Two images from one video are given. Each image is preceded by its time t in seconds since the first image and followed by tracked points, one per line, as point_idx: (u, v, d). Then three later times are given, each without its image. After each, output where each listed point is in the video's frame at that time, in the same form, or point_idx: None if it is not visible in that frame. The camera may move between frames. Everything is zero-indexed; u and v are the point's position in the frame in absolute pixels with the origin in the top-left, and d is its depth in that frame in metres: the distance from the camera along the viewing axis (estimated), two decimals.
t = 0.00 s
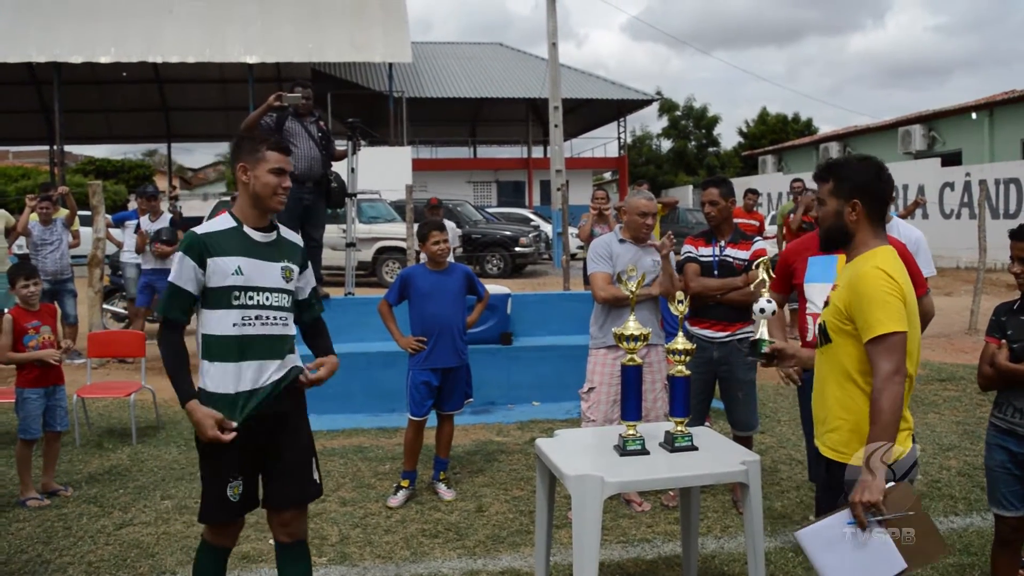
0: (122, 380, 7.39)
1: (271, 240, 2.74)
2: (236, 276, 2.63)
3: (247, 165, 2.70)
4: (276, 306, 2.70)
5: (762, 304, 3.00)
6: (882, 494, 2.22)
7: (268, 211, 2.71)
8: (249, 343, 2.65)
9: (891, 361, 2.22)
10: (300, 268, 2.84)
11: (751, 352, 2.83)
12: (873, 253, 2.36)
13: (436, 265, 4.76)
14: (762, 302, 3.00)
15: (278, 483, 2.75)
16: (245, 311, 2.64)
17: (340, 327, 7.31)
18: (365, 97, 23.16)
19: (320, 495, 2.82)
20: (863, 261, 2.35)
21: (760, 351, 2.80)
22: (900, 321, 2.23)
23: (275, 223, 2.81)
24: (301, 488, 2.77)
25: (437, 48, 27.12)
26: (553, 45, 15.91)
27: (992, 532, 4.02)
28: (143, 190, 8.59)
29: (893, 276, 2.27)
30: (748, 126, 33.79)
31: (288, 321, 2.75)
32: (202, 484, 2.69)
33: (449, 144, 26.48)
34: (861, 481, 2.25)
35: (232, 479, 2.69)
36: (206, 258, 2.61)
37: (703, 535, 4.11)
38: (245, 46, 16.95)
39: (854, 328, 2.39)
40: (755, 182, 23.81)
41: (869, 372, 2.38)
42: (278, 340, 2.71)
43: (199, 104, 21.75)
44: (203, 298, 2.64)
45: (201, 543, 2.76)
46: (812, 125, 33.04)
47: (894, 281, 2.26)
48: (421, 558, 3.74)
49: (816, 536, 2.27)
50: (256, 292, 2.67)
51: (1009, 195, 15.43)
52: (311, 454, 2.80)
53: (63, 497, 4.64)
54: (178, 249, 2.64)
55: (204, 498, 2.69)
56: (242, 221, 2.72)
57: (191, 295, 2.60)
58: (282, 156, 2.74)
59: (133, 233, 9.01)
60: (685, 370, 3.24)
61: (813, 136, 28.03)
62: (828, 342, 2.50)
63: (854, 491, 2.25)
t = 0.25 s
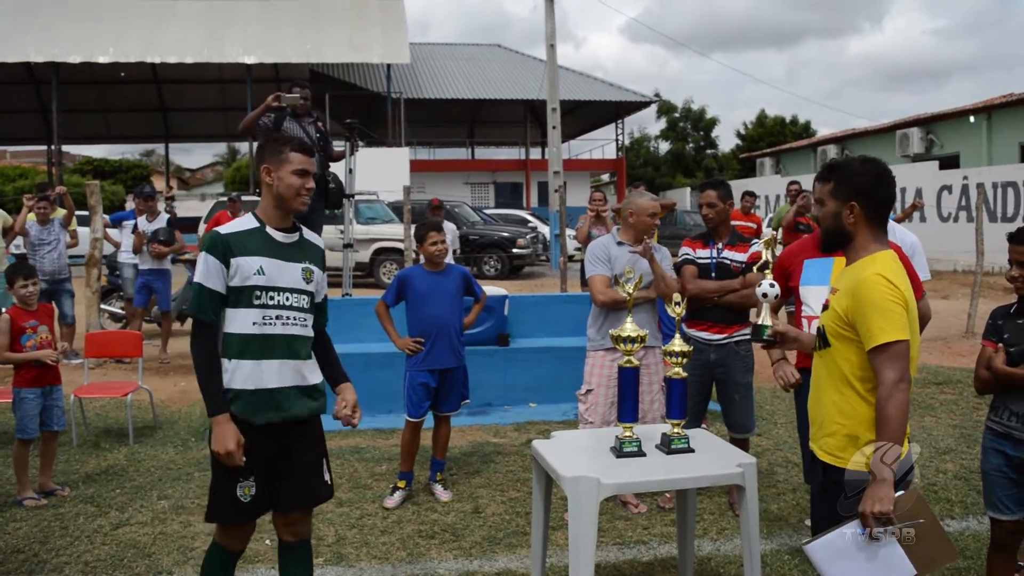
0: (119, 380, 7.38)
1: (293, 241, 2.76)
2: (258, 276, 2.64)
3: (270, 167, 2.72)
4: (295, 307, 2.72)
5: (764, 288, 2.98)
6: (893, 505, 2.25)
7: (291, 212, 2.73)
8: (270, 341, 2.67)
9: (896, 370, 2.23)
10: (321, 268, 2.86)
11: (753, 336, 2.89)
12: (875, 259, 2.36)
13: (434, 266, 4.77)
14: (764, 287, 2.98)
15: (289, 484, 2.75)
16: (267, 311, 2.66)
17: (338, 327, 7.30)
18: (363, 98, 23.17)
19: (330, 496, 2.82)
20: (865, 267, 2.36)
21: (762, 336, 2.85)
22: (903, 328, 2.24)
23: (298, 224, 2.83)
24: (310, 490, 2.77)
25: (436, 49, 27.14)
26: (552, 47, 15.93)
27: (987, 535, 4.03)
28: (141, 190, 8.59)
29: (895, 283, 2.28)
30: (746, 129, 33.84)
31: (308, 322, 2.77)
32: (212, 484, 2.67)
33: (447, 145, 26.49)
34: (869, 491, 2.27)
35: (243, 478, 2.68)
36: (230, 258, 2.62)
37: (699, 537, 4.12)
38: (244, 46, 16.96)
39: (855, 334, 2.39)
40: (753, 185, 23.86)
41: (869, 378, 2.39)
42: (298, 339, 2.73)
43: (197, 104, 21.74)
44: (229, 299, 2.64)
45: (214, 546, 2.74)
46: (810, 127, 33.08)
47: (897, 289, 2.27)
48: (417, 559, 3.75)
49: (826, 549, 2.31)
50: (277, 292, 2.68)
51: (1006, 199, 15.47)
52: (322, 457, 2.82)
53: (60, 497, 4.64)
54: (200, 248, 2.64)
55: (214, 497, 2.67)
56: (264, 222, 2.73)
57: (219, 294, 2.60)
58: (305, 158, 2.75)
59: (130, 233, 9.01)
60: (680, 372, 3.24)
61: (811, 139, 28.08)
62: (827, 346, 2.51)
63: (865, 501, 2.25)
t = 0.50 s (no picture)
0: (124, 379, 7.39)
1: (311, 243, 2.77)
2: (272, 277, 2.65)
3: (295, 169, 2.74)
4: (311, 307, 2.72)
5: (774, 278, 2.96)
6: (883, 509, 2.25)
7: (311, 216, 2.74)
8: (286, 343, 2.67)
9: (899, 377, 2.22)
10: (337, 268, 2.86)
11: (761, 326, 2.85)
12: (884, 263, 2.35)
13: (438, 267, 4.77)
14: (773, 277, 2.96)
15: (303, 483, 2.75)
16: (283, 313, 2.66)
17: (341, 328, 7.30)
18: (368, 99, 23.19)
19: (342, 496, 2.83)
20: (874, 272, 2.35)
21: (771, 326, 2.81)
22: (908, 335, 2.23)
23: (315, 226, 2.84)
24: (320, 489, 2.76)
25: (441, 50, 27.15)
26: (556, 48, 15.93)
27: (992, 539, 4.01)
28: (146, 189, 8.61)
29: (903, 289, 2.27)
30: (751, 130, 33.79)
31: (325, 321, 2.77)
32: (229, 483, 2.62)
33: (452, 146, 26.49)
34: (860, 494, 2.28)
35: (259, 476, 2.63)
36: (247, 258, 2.62)
37: (702, 539, 4.11)
38: (249, 47, 16.99)
39: (861, 338, 2.38)
40: (758, 187, 23.82)
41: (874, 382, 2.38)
42: (315, 338, 2.73)
43: (202, 104, 21.78)
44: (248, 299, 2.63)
45: (230, 550, 2.64)
46: (815, 129, 33.01)
47: (905, 295, 2.26)
48: (421, 560, 3.74)
49: (812, 547, 2.30)
50: (293, 293, 2.68)
51: (1012, 201, 15.42)
52: (334, 456, 2.82)
53: (64, 496, 4.64)
54: (216, 249, 2.64)
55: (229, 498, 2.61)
56: (282, 222, 2.73)
57: (238, 294, 2.58)
58: (329, 162, 2.77)
59: (135, 232, 9.03)
60: (685, 374, 3.23)
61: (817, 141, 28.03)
62: (834, 349, 2.50)
63: (855, 505, 2.26)
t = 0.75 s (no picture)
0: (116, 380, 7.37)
1: (303, 246, 2.76)
2: (264, 280, 2.64)
3: (279, 169, 2.73)
4: (303, 311, 2.72)
5: (754, 273, 3.13)
6: (864, 509, 2.23)
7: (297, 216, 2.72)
8: (278, 346, 2.66)
9: (896, 380, 2.23)
10: (332, 274, 2.86)
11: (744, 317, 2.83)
12: (885, 265, 2.36)
13: (430, 268, 4.76)
14: (754, 271, 3.13)
15: (297, 484, 2.75)
16: (274, 315, 2.66)
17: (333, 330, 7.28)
18: (363, 99, 23.17)
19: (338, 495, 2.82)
20: (875, 274, 2.35)
21: (755, 318, 2.79)
22: (907, 338, 2.24)
23: (306, 228, 2.83)
24: (316, 490, 2.76)
25: (436, 50, 27.14)
26: (551, 49, 15.92)
27: (983, 540, 4.02)
28: (139, 190, 8.59)
29: (904, 292, 2.27)
30: (745, 132, 33.87)
31: (317, 325, 2.77)
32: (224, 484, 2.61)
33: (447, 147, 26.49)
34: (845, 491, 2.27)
35: (253, 479, 2.61)
36: (240, 260, 2.61)
37: (695, 540, 4.11)
38: (243, 46, 16.95)
39: (859, 340, 2.38)
40: (752, 188, 23.87)
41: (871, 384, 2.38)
42: (307, 342, 2.72)
43: (196, 104, 21.72)
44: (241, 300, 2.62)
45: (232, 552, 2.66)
46: (809, 131, 33.09)
47: (905, 298, 2.27)
48: (413, 561, 3.74)
49: (789, 538, 2.31)
50: (284, 296, 2.68)
51: (1005, 203, 15.48)
52: (329, 457, 2.81)
53: (55, 497, 4.62)
54: (209, 250, 2.63)
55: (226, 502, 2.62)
56: (274, 225, 2.72)
57: (231, 296, 2.57)
58: (313, 162, 2.75)
59: (128, 233, 9.00)
60: (678, 376, 3.25)
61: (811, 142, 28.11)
62: (831, 350, 2.50)
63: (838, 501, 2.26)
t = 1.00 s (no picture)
0: (111, 381, 7.35)
1: (282, 243, 2.76)
2: (247, 280, 2.64)
3: (248, 169, 2.74)
4: (288, 308, 2.72)
5: (740, 269, 3.02)
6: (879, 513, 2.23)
7: (270, 211, 2.73)
8: (265, 346, 2.67)
9: (902, 381, 2.24)
10: (313, 271, 2.86)
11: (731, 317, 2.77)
12: (887, 266, 2.37)
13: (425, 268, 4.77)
14: (739, 267, 3.02)
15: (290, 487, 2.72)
16: (259, 314, 2.66)
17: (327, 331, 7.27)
18: (357, 100, 23.14)
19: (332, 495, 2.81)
20: (877, 274, 2.36)
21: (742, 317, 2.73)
22: (913, 340, 2.25)
23: (286, 227, 2.83)
24: (310, 492, 2.75)
25: (431, 51, 27.13)
26: (546, 50, 15.93)
27: (979, 540, 4.03)
28: (134, 191, 8.57)
29: (908, 293, 2.28)
30: (740, 132, 33.92)
31: (302, 323, 2.77)
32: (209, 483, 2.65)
33: (441, 148, 26.47)
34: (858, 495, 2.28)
35: (238, 479, 2.65)
36: (221, 261, 2.61)
37: (691, 541, 4.12)
38: (238, 48, 16.94)
39: (863, 341, 2.39)
40: (747, 189, 23.92)
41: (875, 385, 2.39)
42: (292, 341, 2.72)
43: (190, 105, 21.69)
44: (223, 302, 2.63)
45: (222, 550, 2.72)
46: (804, 131, 33.16)
47: (909, 299, 2.28)
48: (410, 562, 3.73)
49: (808, 548, 2.31)
50: (267, 295, 2.68)
51: (999, 204, 15.53)
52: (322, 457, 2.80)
53: (50, 499, 4.61)
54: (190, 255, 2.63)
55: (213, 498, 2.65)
56: (251, 225, 2.73)
57: (213, 299, 2.57)
58: (279, 156, 2.76)
59: (123, 234, 8.98)
60: (674, 376, 3.24)
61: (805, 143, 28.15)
62: (832, 351, 2.51)
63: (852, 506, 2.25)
